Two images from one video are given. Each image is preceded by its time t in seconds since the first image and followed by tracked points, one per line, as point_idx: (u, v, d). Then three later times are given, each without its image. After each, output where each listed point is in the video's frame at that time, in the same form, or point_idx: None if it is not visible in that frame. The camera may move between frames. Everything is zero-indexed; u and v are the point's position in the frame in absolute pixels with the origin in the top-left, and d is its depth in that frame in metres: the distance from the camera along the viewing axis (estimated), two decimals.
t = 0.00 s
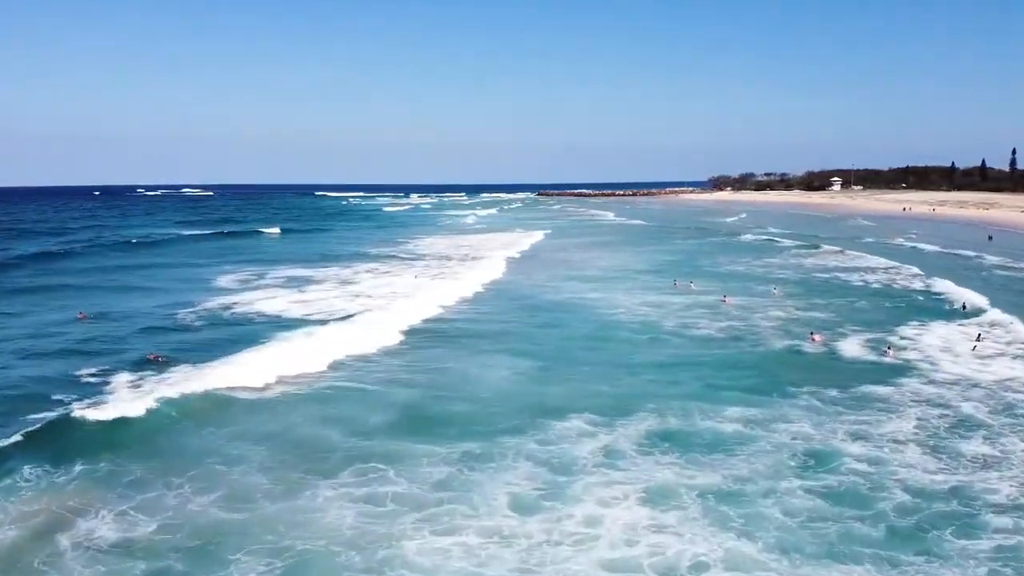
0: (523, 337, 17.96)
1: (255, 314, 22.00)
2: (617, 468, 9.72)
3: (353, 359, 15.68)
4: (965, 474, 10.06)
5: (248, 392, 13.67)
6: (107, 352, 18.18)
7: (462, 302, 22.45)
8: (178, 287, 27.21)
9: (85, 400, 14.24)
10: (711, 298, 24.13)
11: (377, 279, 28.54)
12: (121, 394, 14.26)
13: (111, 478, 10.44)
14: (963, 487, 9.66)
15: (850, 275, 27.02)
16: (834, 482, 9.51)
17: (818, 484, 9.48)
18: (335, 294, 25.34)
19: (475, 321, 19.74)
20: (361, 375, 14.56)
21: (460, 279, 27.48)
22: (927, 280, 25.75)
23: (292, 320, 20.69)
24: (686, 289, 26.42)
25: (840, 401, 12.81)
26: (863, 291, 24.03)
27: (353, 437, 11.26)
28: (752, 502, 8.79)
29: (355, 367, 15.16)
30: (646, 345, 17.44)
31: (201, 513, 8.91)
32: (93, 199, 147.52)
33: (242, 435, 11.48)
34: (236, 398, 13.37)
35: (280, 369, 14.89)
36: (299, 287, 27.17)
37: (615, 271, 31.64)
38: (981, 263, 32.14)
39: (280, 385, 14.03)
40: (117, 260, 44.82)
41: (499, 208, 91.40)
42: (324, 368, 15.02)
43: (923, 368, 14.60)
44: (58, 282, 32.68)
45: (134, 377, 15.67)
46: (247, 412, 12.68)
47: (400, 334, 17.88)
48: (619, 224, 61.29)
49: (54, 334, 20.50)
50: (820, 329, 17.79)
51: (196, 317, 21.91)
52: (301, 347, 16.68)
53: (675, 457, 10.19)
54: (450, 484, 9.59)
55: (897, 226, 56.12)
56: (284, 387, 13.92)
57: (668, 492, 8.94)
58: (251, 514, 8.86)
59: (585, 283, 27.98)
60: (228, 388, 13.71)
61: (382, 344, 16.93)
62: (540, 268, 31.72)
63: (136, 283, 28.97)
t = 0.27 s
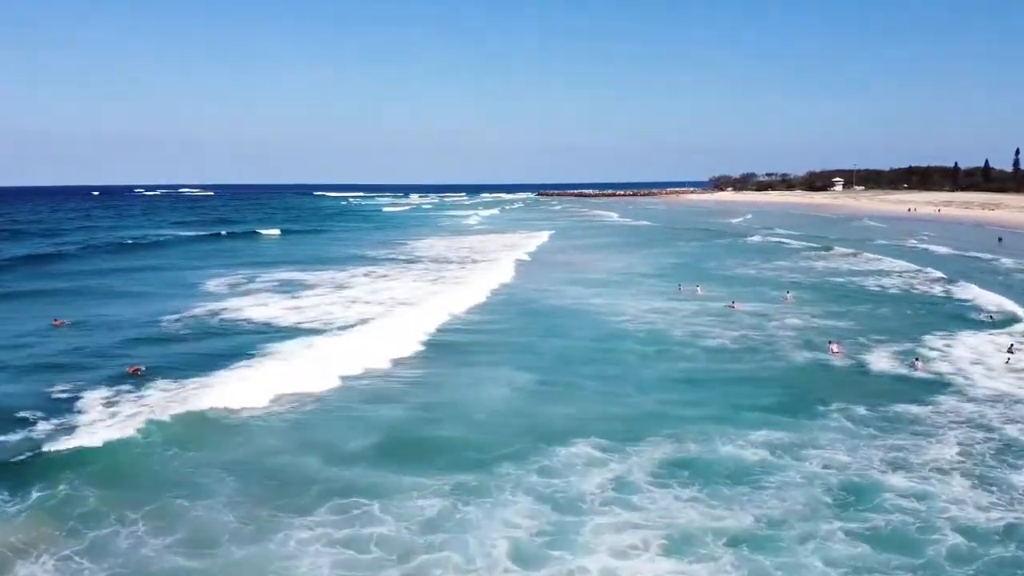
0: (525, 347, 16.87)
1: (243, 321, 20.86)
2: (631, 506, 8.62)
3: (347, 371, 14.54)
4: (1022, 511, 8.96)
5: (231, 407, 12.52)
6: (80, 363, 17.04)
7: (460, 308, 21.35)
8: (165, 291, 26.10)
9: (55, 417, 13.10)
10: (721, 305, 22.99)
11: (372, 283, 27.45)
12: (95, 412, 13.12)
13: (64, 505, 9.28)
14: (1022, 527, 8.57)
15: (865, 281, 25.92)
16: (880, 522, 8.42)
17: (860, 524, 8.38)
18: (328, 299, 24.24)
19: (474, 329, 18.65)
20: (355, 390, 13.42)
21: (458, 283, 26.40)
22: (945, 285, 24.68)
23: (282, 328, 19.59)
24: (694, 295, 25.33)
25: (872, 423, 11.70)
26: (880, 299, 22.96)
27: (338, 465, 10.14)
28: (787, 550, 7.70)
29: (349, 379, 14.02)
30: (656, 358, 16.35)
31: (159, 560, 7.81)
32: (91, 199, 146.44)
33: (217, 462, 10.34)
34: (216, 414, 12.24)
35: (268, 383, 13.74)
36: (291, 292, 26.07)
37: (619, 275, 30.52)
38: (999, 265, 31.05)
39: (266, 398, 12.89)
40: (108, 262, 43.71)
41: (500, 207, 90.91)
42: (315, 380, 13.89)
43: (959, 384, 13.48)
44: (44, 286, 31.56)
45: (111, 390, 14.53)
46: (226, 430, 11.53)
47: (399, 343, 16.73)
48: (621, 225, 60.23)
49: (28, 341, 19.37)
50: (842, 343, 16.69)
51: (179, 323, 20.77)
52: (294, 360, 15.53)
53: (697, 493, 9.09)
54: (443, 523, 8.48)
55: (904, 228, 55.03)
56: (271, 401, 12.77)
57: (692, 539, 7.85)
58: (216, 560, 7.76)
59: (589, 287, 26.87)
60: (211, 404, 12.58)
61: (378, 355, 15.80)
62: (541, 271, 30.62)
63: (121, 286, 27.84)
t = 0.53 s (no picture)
0: (526, 359, 15.82)
1: (230, 329, 19.81)
2: (647, 553, 7.58)
3: (339, 386, 13.47)
4: None
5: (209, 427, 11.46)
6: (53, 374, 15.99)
7: (458, 315, 20.29)
8: (151, 296, 25.04)
9: (17, 438, 12.03)
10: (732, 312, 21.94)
11: (367, 287, 26.40)
12: (63, 432, 12.05)
13: (9, 539, 8.22)
14: None
15: (881, 286, 24.88)
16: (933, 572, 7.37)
17: None
18: (321, 305, 23.19)
19: (472, 338, 17.58)
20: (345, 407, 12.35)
21: (457, 288, 25.35)
22: (965, 291, 23.63)
23: (270, 337, 18.52)
24: (702, 301, 24.29)
25: (909, 447, 10.66)
26: (898, 305, 21.92)
27: (319, 500, 9.06)
28: None
29: (339, 395, 12.95)
30: (667, 371, 15.30)
31: None
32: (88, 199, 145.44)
33: (186, 494, 9.27)
34: (191, 434, 11.17)
35: (251, 401, 12.68)
36: (283, 296, 25.02)
37: (624, 278, 29.48)
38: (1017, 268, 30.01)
39: (247, 417, 11.82)
40: (99, 264, 42.69)
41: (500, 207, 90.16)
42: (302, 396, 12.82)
43: (997, 403, 12.45)
44: (29, 289, 30.52)
45: (83, 406, 13.47)
46: (201, 454, 10.46)
47: (397, 355, 15.66)
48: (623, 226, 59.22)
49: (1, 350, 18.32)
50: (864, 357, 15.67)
51: (163, 331, 19.72)
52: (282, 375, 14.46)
53: (722, 535, 8.05)
54: (432, 572, 7.40)
55: (912, 229, 53.95)
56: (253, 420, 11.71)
57: None
58: None
59: (594, 292, 25.83)
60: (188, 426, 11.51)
61: (373, 367, 14.72)
62: (543, 275, 29.54)
63: (107, 290, 26.79)
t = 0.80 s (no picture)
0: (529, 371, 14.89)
1: (217, 337, 18.91)
2: None
3: (332, 402, 12.52)
4: None
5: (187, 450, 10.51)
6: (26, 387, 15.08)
7: (455, 321, 19.36)
8: (138, 300, 24.13)
9: None
10: (742, 318, 21.06)
11: (363, 291, 25.53)
12: (28, 454, 11.12)
13: None
14: None
15: (896, 291, 24.00)
16: None
17: None
18: (313, 310, 22.28)
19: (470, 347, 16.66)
20: (337, 426, 11.43)
21: (455, 293, 24.46)
22: (982, 295, 22.77)
23: (258, 346, 17.58)
24: (708, 306, 23.41)
25: (946, 470, 9.77)
26: (914, 311, 21.04)
27: (298, 536, 8.16)
28: None
29: (330, 411, 12.04)
30: (677, 385, 14.39)
31: None
32: (86, 199, 144.59)
33: (151, 528, 8.36)
34: (168, 459, 10.25)
35: (238, 422, 11.75)
36: (274, 300, 24.13)
37: (628, 282, 28.60)
38: None
39: (230, 438, 10.89)
40: (91, 266, 41.80)
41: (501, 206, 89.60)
42: (290, 415, 11.88)
43: None
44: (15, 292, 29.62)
45: (54, 424, 12.57)
46: (175, 481, 9.55)
47: (395, 368, 14.72)
48: (624, 226, 58.37)
49: None
50: (886, 372, 14.80)
51: (147, 339, 18.82)
52: (270, 391, 13.54)
53: None
54: None
55: (918, 230, 53.07)
56: (237, 441, 10.76)
57: None
58: None
59: (597, 296, 24.95)
60: (163, 451, 10.56)
61: (370, 382, 13.78)
62: (542, 277, 28.65)
63: (93, 294, 25.89)
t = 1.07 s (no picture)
0: (532, 387, 13.86)
1: (200, 347, 17.84)
2: None
3: (324, 424, 11.47)
4: None
5: (156, 484, 9.48)
6: None
7: (452, 329, 18.33)
8: (121, 306, 23.11)
9: None
10: (753, 326, 20.04)
11: (357, 296, 24.51)
12: None
13: None
14: None
15: (912, 297, 23.01)
16: None
17: None
18: (304, 316, 21.26)
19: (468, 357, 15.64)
20: (328, 452, 10.39)
21: (453, 299, 23.44)
22: (1004, 301, 21.75)
23: (244, 357, 16.54)
24: (718, 313, 22.39)
25: (999, 504, 8.75)
26: (935, 318, 20.01)
27: None
28: None
29: (321, 434, 11.00)
30: (690, 402, 13.37)
31: None
32: (83, 199, 143.53)
33: None
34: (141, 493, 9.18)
35: (218, 449, 10.70)
36: (264, 305, 23.12)
37: (632, 286, 27.59)
38: None
39: (208, 467, 9.85)
40: (80, 269, 40.76)
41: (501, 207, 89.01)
42: (276, 440, 10.83)
43: None
44: None
45: (15, 447, 11.50)
46: (136, 520, 8.49)
47: (394, 383, 13.67)
48: (627, 227, 57.29)
49: None
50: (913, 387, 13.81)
51: (126, 349, 17.76)
52: (257, 412, 12.51)
53: None
54: None
55: (927, 231, 52.01)
56: (214, 471, 9.72)
57: None
58: None
59: (601, 301, 23.93)
60: (129, 484, 9.52)
61: (366, 400, 12.73)
62: (543, 280, 27.63)
63: (76, 299, 24.84)
